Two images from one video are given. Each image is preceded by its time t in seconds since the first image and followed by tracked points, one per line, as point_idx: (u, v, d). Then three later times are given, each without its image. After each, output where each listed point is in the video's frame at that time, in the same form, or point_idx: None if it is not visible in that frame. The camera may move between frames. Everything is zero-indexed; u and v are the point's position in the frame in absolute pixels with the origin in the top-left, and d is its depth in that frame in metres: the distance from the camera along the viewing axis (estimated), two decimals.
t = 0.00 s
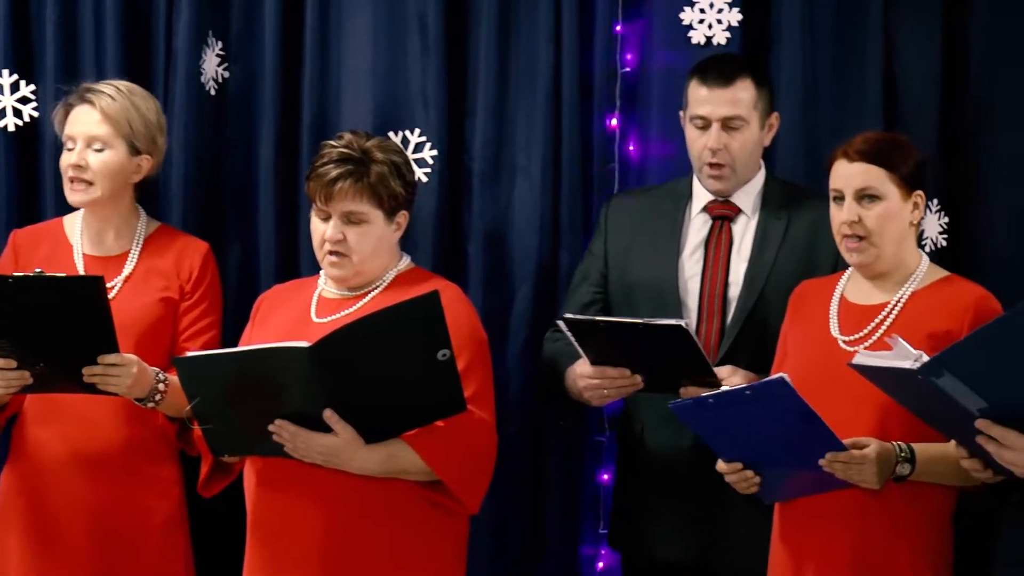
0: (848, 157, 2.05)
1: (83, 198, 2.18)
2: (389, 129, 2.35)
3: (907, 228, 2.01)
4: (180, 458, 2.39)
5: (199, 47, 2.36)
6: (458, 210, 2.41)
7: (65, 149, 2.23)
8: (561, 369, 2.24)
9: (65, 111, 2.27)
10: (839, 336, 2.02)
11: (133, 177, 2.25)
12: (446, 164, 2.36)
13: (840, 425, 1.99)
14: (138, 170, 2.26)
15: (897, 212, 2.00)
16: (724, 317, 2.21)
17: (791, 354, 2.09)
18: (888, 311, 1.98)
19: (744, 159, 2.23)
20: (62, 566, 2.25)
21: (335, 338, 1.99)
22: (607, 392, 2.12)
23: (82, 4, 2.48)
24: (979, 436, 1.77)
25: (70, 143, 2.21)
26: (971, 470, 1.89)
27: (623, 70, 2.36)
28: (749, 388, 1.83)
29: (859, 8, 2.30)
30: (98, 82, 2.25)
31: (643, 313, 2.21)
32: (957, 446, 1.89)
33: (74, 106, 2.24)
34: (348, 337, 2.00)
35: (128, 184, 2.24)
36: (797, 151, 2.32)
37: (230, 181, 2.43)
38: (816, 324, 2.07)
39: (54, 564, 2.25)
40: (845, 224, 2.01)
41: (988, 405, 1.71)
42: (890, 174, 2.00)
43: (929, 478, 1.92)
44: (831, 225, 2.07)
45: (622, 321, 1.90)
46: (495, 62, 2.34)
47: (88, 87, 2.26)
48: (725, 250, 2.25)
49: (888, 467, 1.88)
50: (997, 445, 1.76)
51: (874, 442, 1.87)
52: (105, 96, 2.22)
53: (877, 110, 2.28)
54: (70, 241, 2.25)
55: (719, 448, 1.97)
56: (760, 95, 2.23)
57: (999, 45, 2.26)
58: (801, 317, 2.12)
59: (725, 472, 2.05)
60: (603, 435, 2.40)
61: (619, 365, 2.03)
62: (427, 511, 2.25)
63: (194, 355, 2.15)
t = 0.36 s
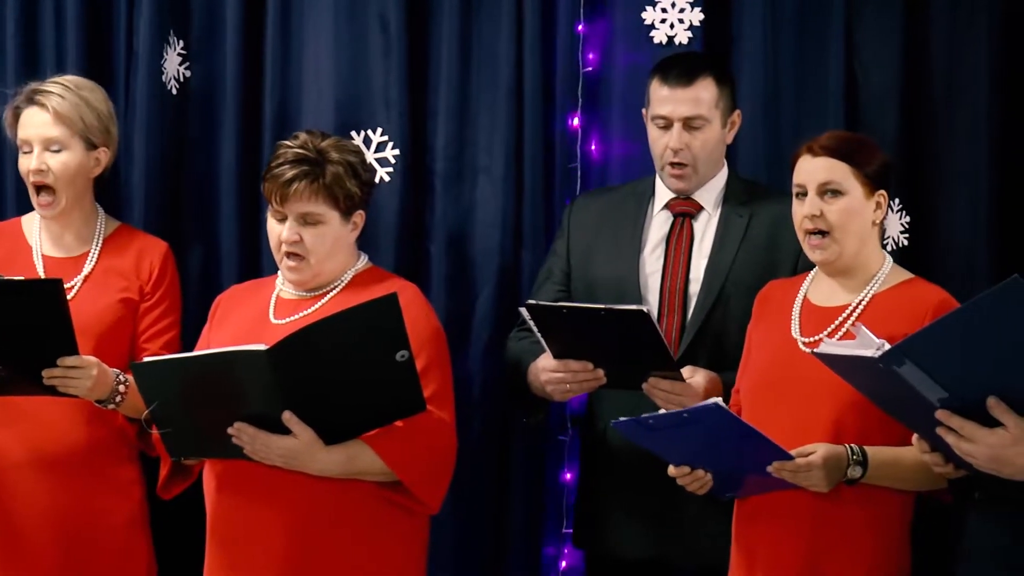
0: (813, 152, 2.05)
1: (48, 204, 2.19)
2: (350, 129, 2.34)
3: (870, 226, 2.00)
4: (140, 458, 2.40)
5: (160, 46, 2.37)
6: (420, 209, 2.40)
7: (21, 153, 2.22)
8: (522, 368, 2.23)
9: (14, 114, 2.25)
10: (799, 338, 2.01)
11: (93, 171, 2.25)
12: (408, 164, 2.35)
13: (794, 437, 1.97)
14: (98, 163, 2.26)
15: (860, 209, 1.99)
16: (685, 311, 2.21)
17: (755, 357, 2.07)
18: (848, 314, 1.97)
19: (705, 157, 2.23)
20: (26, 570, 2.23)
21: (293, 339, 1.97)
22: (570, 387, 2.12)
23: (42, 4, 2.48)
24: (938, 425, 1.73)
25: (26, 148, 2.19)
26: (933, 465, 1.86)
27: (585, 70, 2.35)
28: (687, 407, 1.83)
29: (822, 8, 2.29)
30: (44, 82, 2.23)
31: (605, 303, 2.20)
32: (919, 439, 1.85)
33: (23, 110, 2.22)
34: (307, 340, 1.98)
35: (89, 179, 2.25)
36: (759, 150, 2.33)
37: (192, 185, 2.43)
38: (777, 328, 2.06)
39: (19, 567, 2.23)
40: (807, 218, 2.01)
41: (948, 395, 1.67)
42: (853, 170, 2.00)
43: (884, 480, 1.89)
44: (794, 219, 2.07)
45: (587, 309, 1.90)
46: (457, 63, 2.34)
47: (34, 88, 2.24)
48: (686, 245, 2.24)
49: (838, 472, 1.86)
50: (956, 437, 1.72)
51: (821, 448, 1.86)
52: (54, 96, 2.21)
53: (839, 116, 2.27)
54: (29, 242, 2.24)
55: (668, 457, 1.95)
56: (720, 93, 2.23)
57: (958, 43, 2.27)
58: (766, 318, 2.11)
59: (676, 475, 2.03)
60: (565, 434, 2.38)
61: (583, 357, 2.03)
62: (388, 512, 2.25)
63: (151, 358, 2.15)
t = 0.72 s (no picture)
0: (786, 149, 2.01)
1: (17, 199, 2.20)
2: (324, 128, 2.33)
3: (841, 225, 1.96)
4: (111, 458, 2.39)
5: (134, 44, 2.40)
6: (394, 208, 2.40)
7: None
8: (496, 367, 2.22)
9: None
10: (772, 339, 1.97)
11: (62, 169, 2.27)
12: (382, 163, 2.34)
13: (761, 434, 1.95)
14: (66, 161, 2.28)
15: (831, 207, 1.96)
16: (661, 315, 2.18)
17: (727, 358, 2.05)
18: (820, 314, 1.94)
19: (681, 160, 2.20)
20: None
21: (262, 337, 1.96)
22: (546, 386, 2.11)
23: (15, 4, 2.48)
24: (917, 425, 1.65)
25: None
26: (909, 464, 1.80)
27: (559, 69, 2.33)
28: (650, 397, 1.80)
29: (794, 9, 2.31)
30: (11, 79, 2.24)
31: (579, 300, 2.18)
32: (896, 438, 1.80)
33: None
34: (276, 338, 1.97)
35: (57, 176, 2.26)
36: (732, 150, 2.33)
37: (165, 182, 2.46)
38: (751, 328, 2.03)
39: None
40: (779, 217, 1.98)
41: (928, 396, 1.60)
42: (825, 168, 1.97)
43: (851, 480, 1.86)
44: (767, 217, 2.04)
45: (560, 306, 1.90)
46: (430, 62, 2.33)
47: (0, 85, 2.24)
48: (663, 247, 2.22)
49: (803, 471, 1.84)
50: (935, 438, 1.64)
51: (786, 446, 1.83)
52: (23, 93, 2.22)
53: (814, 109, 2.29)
54: None
55: (633, 450, 1.93)
56: (696, 97, 2.21)
57: (933, 44, 2.32)
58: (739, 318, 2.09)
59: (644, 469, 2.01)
60: (540, 434, 2.36)
61: (561, 357, 2.02)
62: (359, 512, 2.24)
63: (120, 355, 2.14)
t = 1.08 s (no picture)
0: (755, 149, 2.02)
1: None
2: (295, 127, 2.33)
3: (811, 223, 1.97)
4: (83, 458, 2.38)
5: (104, 44, 2.39)
6: (365, 207, 2.40)
7: None
8: (468, 365, 2.22)
9: None
10: (744, 337, 1.97)
11: (24, 163, 2.24)
12: (353, 163, 2.35)
13: (735, 429, 1.94)
14: (26, 155, 2.25)
15: (801, 205, 1.97)
16: (635, 318, 2.17)
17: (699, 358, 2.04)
18: (790, 313, 1.94)
19: (655, 163, 2.19)
20: None
21: (233, 336, 1.95)
22: (519, 385, 2.11)
23: None
24: (889, 423, 1.65)
25: None
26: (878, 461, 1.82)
27: (530, 68, 2.34)
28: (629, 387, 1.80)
29: (765, 11, 2.31)
30: None
31: (552, 304, 2.18)
32: (865, 434, 1.81)
33: None
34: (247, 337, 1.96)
35: (20, 171, 2.24)
36: (704, 149, 2.33)
37: (136, 181, 2.46)
38: (722, 324, 2.03)
39: None
40: (749, 216, 1.99)
41: (900, 394, 1.60)
42: (794, 167, 1.97)
43: (825, 479, 1.86)
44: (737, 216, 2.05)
45: (532, 310, 1.89)
46: (402, 61, 2.33)
47: None
48: (638, 249, 2.21)
49: (775, 468, 1.84)
50: (906, 436, 1.63)
51: (761, 442, 1.83)
52: None
53: (784, 109, 2.29)
54: None
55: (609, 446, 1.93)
56: (675, 100, 2.21)
57: (901, 46, 2.33)
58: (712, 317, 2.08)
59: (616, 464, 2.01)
60: (512, 433, 2.36)
61: (532, 356, 2.02)
62: (330, 513, 2.23)
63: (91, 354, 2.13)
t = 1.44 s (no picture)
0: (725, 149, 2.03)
1: None
2: (265, 127, 2.33)
3: (782, 221, 1.97)
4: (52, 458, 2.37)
5: (74, 43, 2.38)
6: (336, 207, 2.39)
7: None
8: (440, 364, 2.22)
9: None
10: (715, 334, 1.98)
11: None
12: (324, 162, 2.35)
13: (715, 425, 1.94)
14: None
15: (772, 203, 1.97)
16: (605, 311, 2.18)
17: (673, 355, 2.04)
18: (771, 304, 1.94)
19: (624, 154, 2.20)
20: None
21: (204, 335, 1.95)
22: (490, 379, 2.11)
23: None
24: (844, 410, 1.64)
25: None
26: (841, 448, 1.79)
27: (501, 67, 2.34)
28: (614, 384, 1.78)
29: (736, 10, 2.31)
30: None
31: (525, 296, 2.18)
32: (828, 422, 1.78)
33: None
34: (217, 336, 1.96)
35: None
36: (674, 147, 2.34)
37: (105, 181, 2.45)
38: (694, 323, 2.02)
39: None
40: (719, 215, 1.99)
41: (854, 381, 1.58)
42: (765, 166, 1.98)
43: (802, 475, 1.88)
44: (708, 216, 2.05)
45: (502, 301, 1.89)
46: (372, 61, 2.33)
47: None
48: (607, 245, 2.21)
49: (756, 465, 1.83)
50: (861, 423, 1.62)
51: (742, 439, 1.82)
52: None
53: (755, 108, 2.30)
54: None
55: (590, 445, 1.93)
56: (640, 91, 2.22)
57: (871, 44, 2.34)
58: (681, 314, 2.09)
59: (595, 465, 2.02)
60: (483, 432, 2.36)
61: (503, 350, 2.02)
62: (301, 511, 2.22)
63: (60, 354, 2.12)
